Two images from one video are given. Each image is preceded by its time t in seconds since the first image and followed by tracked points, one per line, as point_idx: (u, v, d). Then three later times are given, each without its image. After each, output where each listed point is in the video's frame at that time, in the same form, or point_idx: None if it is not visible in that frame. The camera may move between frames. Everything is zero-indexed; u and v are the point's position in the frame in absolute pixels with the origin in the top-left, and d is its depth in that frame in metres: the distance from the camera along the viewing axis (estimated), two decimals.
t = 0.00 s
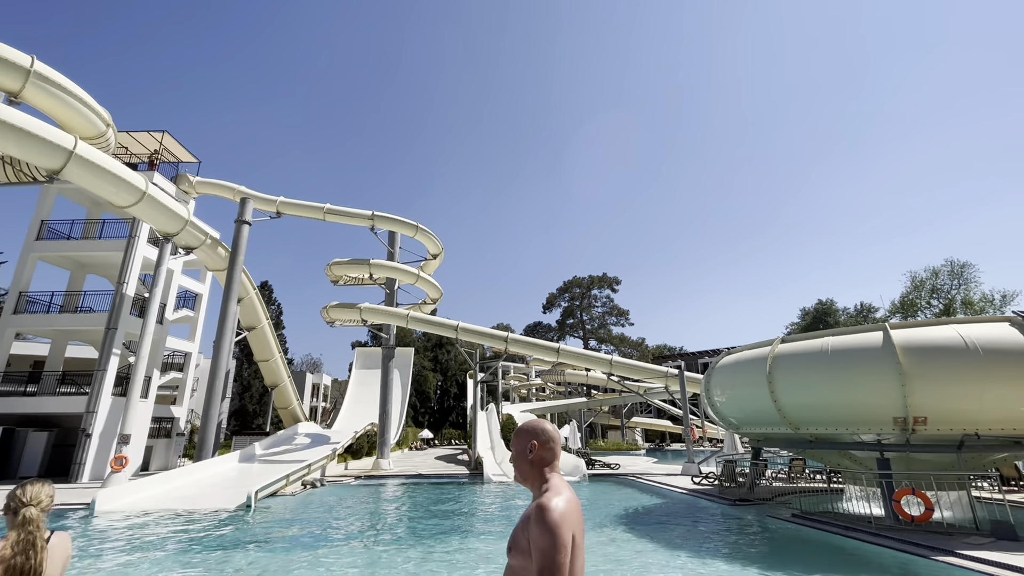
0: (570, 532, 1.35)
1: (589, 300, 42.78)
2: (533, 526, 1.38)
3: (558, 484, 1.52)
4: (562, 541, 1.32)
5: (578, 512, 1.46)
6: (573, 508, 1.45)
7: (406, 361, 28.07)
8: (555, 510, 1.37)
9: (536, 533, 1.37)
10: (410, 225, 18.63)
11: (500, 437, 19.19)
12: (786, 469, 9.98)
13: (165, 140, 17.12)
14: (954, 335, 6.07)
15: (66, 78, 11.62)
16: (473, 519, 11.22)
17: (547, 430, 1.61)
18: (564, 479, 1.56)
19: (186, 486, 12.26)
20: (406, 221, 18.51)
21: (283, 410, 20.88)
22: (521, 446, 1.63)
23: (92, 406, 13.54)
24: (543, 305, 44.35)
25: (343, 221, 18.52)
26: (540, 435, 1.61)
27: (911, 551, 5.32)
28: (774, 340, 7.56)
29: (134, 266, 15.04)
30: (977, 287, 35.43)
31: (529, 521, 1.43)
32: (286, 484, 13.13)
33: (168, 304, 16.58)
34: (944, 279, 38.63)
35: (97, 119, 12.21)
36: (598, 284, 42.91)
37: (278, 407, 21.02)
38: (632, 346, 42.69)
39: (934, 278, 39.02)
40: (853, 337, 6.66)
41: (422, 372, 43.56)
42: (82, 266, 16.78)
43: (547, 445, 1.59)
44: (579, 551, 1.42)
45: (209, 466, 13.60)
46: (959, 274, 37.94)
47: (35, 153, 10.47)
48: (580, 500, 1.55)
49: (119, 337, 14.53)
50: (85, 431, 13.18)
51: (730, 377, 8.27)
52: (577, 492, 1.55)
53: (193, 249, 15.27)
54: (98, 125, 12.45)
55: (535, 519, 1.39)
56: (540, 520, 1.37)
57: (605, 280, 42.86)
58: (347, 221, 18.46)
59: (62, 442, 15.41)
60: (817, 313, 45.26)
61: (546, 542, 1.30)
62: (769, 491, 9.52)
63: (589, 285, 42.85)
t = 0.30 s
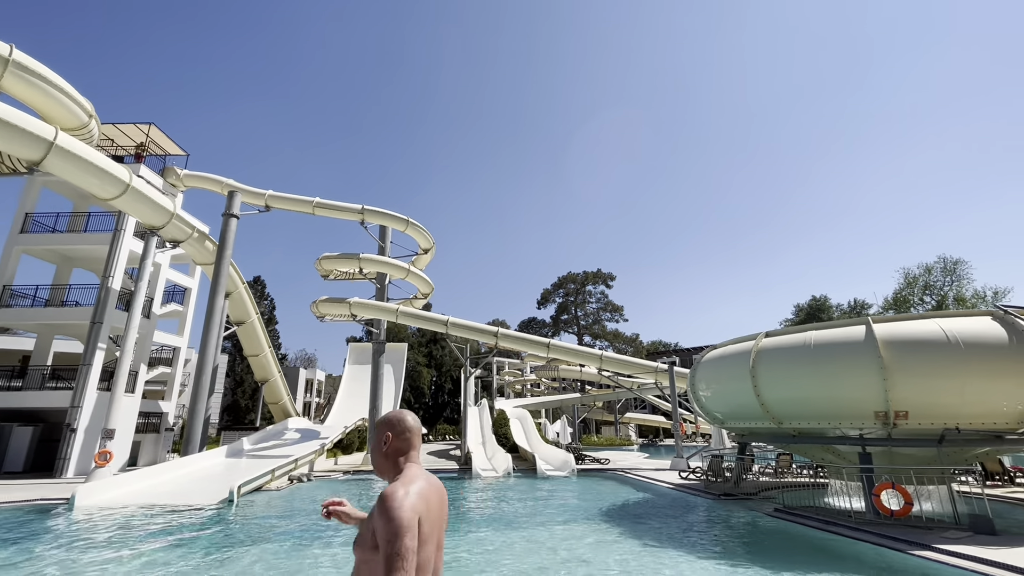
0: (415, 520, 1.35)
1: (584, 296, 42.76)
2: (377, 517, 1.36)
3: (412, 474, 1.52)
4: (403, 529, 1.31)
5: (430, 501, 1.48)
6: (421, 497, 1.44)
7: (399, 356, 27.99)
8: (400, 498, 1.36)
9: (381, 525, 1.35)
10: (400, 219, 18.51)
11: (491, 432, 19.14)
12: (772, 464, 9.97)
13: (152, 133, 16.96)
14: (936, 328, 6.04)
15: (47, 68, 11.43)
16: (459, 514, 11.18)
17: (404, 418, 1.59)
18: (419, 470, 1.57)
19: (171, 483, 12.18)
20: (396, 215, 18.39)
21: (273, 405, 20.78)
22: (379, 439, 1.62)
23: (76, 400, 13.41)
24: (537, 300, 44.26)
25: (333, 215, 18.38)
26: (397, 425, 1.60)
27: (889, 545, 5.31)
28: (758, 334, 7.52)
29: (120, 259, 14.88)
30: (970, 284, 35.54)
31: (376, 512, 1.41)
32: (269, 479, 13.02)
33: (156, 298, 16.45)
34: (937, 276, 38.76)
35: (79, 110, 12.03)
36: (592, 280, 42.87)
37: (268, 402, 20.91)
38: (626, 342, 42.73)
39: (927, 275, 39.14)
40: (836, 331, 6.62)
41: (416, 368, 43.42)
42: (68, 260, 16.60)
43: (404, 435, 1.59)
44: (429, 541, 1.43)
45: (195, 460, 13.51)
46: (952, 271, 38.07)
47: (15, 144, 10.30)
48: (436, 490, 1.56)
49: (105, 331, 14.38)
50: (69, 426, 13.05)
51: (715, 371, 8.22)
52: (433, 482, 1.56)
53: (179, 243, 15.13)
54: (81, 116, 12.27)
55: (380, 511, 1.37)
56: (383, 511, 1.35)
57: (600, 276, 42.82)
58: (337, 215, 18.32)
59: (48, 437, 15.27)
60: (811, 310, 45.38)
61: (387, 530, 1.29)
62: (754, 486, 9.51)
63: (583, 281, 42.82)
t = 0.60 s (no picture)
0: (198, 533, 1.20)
1: (580, 290, 42.69)
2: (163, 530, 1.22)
3: (228, 475, 1.38)
4: (175, 542, 1.17)
5: (240, 505, 1.32)
6: (225, 502, 1.30)
7: (394, 350, 27.92)
8: (188, 506, 1.21)
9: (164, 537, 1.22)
10: (392, 211, 18.35)
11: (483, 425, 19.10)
12: (761, 458, 9.92)
13: (139, 123, 16.80)
14: (920, 321, 5.96)
15: (26, 56, 11.20)
16: (447, 508, 11.15)
17: (229, 413, 1.46)
18: (242, 469, 1.43)
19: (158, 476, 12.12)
20: (387, 207, 18.23)
21: (265, 398, 20.71)
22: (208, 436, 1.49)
23: (63, 393, 13.29)
24: (533, 294, 44.20)
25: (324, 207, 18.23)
26: (221, 422, 1.46)
27: (868, 539, 5.27)
28: (744, 327, 7.44)
29: (107, 251, 14.72)
30: (965, 278, 35.53)
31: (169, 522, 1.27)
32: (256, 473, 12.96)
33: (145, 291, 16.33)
34: (932, 270, 38.77)
35: (61, 99, 11.85)
36: (588, 274, 42.80)
37: (260, 396, 20.84)
38: (622, 336, 42.73)
39: (923, 269, 39.13)
40: (821, 324, 6.54)
41: (412, 361, 43.41)
42: (55, 252, 16.44)
43: (228, 432, 1.46)
44: (231, 552, 1.29)
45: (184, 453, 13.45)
46: (947, 266, 38.06)
47: None
48: (261, 492, 1.42)
49: (92, 324, 14.25)
50: (56, 419, 12.95)
51: (701, 364, 8.15)
52: (258, 482, 1.42)
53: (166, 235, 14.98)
54: (63, 106, 12.09)
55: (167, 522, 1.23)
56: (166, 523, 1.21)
57: (595, 270, 42.73)
58: (328, 207, 18.17)
59: (36, 430, 15.19)
60: (806, 304, 45.40)
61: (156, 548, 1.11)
62: (741, 479, 9.47)
63: (579, 274, 42.74)
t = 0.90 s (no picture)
0: None
1: (576, 281, 42.61)
2: None
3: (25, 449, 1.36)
4: None
5: (35, 483, 1.30)
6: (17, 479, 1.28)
7: (389, 340, 27.86)
8: None
9: None
10: (383, 200, 18.16)
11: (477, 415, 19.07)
12: (751, 447, 9.85)
13: (127, 110, 16.61)
14: (909, 307, 5.88)
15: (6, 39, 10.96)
16: (436, 496, 11.14)
17: (33, 383, 1.44)
18: (46, 443, 1.41)
19: (147, 466, 12.08)
20: (379, 196, 18.04)
21: (259, 388, 20.65)
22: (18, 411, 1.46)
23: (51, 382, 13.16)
24: (529, 285, 44.08)
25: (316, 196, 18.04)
26: (29, 394, 1.44)
27: (851, 527, 5.22)
28: (732, 314, 7.35)
29: (95, 240, 14.54)
30: (962, 270, 35.51)
31: None
32: (244, 462, 12.90)
33: (134, 280, 16.21)
34: (930, 262, 38.72)
35: (42, 83, 11.61)
36: (585, 265, 42.69)
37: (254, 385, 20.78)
38: (618, 327, 42.73)
39: (920, 261, 39.07)
40: (809, 311, 6.45)
41: (409, 352, 43.39)
42: (44, 240, 16.29)
43: (34, 404, 1.44)
44: (18, 534, 1.28)
45: (173, 443, 13.41)
46: (944, 257, 38.01)
47: None
48: (69, 469, 1.39)
49: (80, 313, 14.09)
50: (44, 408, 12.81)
51: (690, 353, 8.06)
52: (65, 458, 1.39)
53: (154, 223, 14.83)
54: (46, 90, 11.86)
55: None
56: None
57: (592, 261, 42.60)
58: (320, 196, 17.98)
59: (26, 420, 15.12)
60: (803, 295, 45.42)
61: None
62: (731, 468, 9.40)
63: (575, 266, 42.63)
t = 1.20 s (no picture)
0: None
1: (573, 269, 42.47)
2: None
3: None
4: None
5: None
6: None
7: (385, 328, 27.79)
8: None
9: None
10: (375, 186, 17.96)
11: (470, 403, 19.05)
12: (742, 434, 9.80)
13: (112, 93, 16.35)
14: (897, 293, 5.77)
15: None
16: (426, 483, 11.13)
17: None
18: None
19: (136, 454, 12.04)
20: (371, 182, 17.83)
21: (252, 376, 20.60)
22: None
23: (40, 370, 13.08)
24: (526, 273, 43.95)
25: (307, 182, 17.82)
26: None
27: (833, 515, 5.17)
28: (720, 301, 7.25)
29: (82, 226, 14.36)
30: (959, 258, 35.40)
31: None
32: (233, 449, 12.86)
33: (123, 268, 16.00)
34: (927, 250, 38.60)
35: (22, 65, 11.35)
36: (581, 253, 42.52)
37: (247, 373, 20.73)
38: (615, 316, 42.67)
39: (917, 249, 38.94)
40: (797, 298, 6.34)
41: (405, 340, 43.40)
42: (32, 227, 16.10)
43: None
44: None
45: (163, 430, 13.39)
46: (942, 246, 37.89)
47: None
48: None
49: (68, 300, 13.96)
50: (32, 396, 12.74)
51: (678, 340, 7.96)
52: None
53: (141, 209, 14.63)
54: (26, 73, 11.60)
55: None
56: None
57: (589, 249, 42.41)
58: (311, 182, 17.76)
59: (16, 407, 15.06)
60: (800, 284, 45.38)
61: None
62: (720, 456, 9.36)
63: (572, 254, 42.46)
